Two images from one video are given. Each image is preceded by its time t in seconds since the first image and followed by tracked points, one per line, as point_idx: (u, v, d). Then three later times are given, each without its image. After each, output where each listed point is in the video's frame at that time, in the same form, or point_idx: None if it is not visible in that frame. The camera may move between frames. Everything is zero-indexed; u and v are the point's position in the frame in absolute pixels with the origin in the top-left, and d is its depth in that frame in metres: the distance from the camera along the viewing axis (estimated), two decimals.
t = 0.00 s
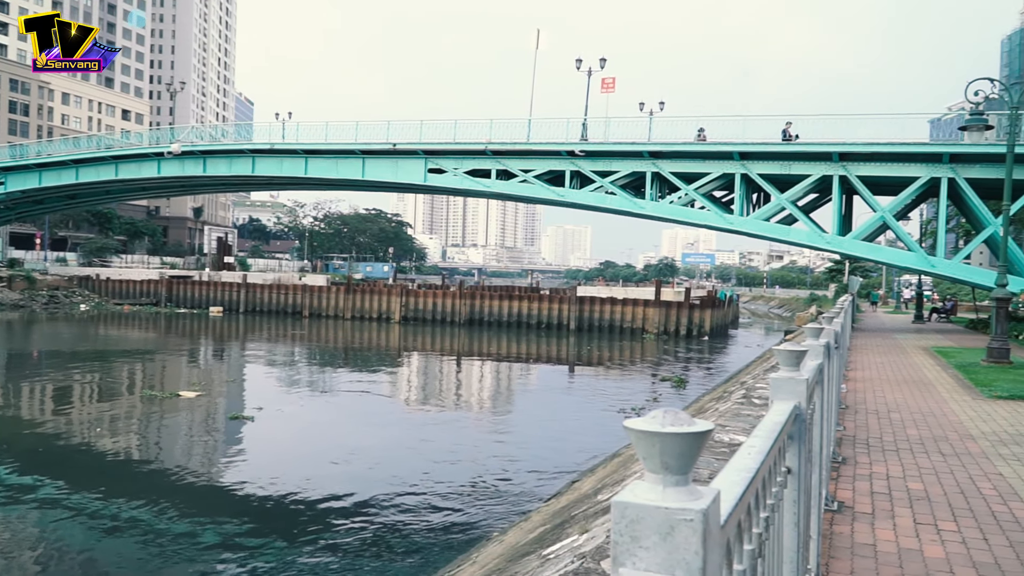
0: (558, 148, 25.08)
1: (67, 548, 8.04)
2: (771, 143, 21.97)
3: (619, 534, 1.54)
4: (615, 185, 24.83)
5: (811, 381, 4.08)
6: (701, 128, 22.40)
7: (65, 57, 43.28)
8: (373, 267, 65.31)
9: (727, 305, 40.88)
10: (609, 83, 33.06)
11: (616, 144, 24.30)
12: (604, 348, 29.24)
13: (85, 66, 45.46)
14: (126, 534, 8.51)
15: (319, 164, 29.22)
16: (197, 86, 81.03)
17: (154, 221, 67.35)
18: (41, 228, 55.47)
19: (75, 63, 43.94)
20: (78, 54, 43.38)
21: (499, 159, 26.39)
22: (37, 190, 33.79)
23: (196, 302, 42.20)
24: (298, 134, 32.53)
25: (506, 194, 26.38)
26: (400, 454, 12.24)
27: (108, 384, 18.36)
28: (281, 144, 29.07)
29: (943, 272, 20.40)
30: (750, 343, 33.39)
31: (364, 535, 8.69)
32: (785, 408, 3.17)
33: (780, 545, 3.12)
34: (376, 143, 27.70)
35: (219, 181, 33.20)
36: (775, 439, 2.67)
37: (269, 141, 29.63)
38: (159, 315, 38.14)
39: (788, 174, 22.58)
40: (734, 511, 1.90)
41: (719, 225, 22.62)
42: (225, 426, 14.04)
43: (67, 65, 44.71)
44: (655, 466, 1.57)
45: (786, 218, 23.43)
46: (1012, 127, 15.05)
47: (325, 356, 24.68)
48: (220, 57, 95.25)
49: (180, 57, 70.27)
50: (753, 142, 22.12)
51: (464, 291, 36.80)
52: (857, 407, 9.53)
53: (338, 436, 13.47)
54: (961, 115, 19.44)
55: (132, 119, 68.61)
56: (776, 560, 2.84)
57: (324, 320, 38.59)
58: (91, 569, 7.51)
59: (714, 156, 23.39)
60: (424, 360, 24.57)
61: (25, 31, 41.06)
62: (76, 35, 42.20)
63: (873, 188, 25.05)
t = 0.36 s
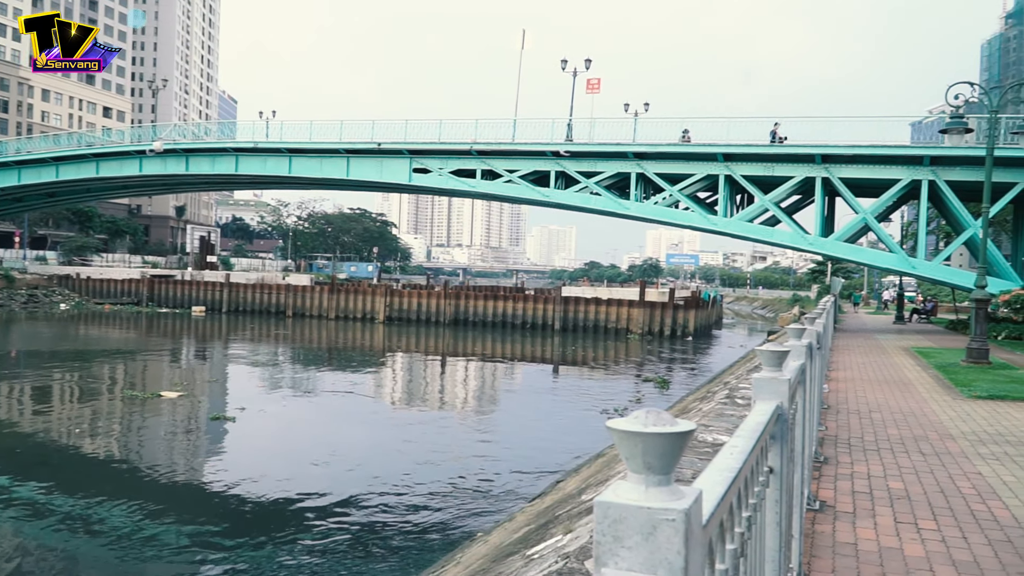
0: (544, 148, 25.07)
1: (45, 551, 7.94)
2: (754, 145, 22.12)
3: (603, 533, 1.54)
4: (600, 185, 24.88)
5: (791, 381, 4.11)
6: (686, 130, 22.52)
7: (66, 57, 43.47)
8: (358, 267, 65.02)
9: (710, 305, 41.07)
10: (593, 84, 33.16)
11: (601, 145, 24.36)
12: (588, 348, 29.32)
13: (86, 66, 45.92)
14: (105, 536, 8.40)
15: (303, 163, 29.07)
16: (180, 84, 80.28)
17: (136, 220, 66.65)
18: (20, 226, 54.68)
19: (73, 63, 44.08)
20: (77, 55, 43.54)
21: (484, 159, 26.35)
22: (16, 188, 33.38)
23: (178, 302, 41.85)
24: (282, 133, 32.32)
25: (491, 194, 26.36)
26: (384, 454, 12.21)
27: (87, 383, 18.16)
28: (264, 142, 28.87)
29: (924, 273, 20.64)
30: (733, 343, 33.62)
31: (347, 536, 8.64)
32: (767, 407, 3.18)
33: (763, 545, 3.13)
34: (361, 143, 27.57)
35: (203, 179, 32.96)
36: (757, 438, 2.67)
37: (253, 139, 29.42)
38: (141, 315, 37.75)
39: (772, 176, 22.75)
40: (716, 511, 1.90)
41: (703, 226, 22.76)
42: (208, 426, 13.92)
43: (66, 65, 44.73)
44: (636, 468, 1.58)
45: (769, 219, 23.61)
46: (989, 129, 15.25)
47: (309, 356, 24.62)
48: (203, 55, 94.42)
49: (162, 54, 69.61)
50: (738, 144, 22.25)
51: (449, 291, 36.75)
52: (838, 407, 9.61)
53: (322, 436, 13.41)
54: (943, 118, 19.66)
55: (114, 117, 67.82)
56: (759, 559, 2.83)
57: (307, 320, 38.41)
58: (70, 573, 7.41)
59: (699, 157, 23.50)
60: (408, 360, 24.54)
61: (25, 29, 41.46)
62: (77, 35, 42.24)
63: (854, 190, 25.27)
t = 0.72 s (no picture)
0: (527, 148, 25.05)
1: (21, 556, 7.81)
2: (736, 145, 22.28)
3: (585, 534, 1.53)
4: (584, 186, 24.94)
5: (772, 380, 4.13)
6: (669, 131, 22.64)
7: (65, 58, 43.35)
8: (340, 267, 64.68)
9: (693, 305, 41.33)
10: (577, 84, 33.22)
11: (584, 145, 24.41)
12: (572, 348, 29.39)
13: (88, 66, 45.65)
14: (82, 540, 8.27)
15: (285, 163, 28.87)
16: (161, 82, 79.39)
17: (115, 219, 65.87)
18: None
19: (74, 63, 43.88)
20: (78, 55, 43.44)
21: (468, 159, 26.32)
22: None
23: (158, 302, 41.44)
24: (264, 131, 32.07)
25: (475, 194, 26.31)
26: (367, 455, 12.15)
27: (65, 385, 17.91)
28: (246, 141, 28.65)
29: (903, 274, 20.88)
30: (716, 343, 33.82)
31: (330, 537, 8.59)
32: (749, 407, 3.18)
33: (743, 544, 3.14)
34: (344, 142, 27.44)
35: (184, 178, 32.68)
36: (739, 438, 2.67)
37: (234, 138, 29.19)
38: (121, 315, 37.32)
39: (754, 177, 22.91)
40: (698, 509, 1.90)
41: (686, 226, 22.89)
42: (189, 427, 13.79)
43: (66, 63, 44.77)
44: (619, 466, 1.56)
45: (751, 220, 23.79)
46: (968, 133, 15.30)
47: (290, 356, 24.47)
48: (183, 53, 93.43)
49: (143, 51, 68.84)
50: (720, 144, 22.40)
51: (432, 291, 36.66)
52: (819, 406, 9.68)
53: (304, 436, 13.32)
54: (922, 120, 19.87)
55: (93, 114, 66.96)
56: (739, 558, 2.84)
57: (290, 320, 38.16)
58: None
59: (682, 157, 23.64)
60: (391, 360, 24.45)
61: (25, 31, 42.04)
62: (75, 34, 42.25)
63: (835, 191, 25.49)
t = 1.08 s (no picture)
0: (509, 148, 25.06)
1: None
2: (718, 146, 22.41)
3: (565, 533, 1.52)
4: (566, 186, 24.98)
5: (754, 380, 4.14)
6: (651, 132, 22.74)
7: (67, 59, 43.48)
8: (322, 266, 64.33)
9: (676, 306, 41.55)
10: (560, 84, 33.26)
11: (567, 145, 24.46)
12: (554, 348, 29.42)
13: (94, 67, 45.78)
14: (58, 542, 8.16)
15: (266, 162, 28.66)
16: (141, 79, 78.52)
17: (94, 217, 65.04)
18: None
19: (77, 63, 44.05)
20: (80, 55, 43.52)
21: (450, 159, 26.28)
22: None
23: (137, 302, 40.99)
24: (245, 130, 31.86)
25: (458, 194, 26.30)
26: (349, 456, 12.08)
27: (44, 385, 17.67)
28: (227, 140, 28.41)
29: (882, 274, 21.11)
30: (698, 343, 34.01)
31: (311, 539, 8.52)
32: (730, 407, 3.18)
33: (724, 543, 3.15)
34: (326, 141, 27.28)
35: (164, 177, 32.39)
36: (720, 437, 2.68)
37: (215, 137, 28.93)
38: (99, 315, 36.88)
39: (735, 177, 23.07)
40: (678, 509, 1.89)
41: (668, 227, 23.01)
42: (169, 428, 13.65)
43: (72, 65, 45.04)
44: (599, 466, 1.55)
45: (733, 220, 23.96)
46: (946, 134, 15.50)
47: (271, 356, 24.28)
48: (164, 51, 92.51)
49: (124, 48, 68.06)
50: (702, 145, 22.53)
51: (415, 291, 36.55)
52: (799, 406, 9.76)
53: (285, 437, 13.24)
54: (901, 123, 20.11)
55: (71, 112, 66.09)
56: (719, 557, 2.84)
57: (271, 319, 37.89)
58: None
59: (664, 158, 23.76)
60: (373, 361, 24.32)
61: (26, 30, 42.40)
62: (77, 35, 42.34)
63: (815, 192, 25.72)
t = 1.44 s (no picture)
0: (491, 147, 25.02)
1: None
2: (699, 147, 22.52)
3: (545, 533, 1.51)
4: (549, 186, 24.97)
5: (734, 379, 4.15)
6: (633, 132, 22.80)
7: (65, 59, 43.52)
8: (303, 266, 63.91)
9: (658, 306, 41.71)
10: (543, 85, 33.30)
11: (550, 145, 24.47)
12: (537, 348, 29.45)
13: (87, 66, 45.59)
14: (32, 545, 8.01)
15: (247, 160, 28.39)
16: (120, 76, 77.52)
17: (71, 216, 64.10)
18: None
19: (75, 63, 44.06)
20: (78, 54, 43.43)
21: (433, 158, 26.19)
22: None
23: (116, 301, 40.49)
24: (226, 128, 31.53)
25: (440, 193, 26.24)
26: (330, 456, 11.99)
27: (20, 386, 17.40)
28: (207, 138, 28.12)
29: (861, 274, 21.31)
30: (679, 343, 34.18)
31: (290, 539, 8.45)
32: (710, 405, 3.18)
33: (704, 541, 3.14)
34: (307, 139, 27.07)
35: (143, 175, 32.08)
36: (699, 438, 2.67)
37: (195, 135, 28.63)
38: (76, 314, 36.36)
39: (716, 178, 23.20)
40: (658, 508, 1.88)
41: (650, 227, 23.11)
42: (147, 429, 13.46)
43: (62, 63, 45.08)
44: (580, 466, 1.53)
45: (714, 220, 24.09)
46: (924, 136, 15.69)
47: (252, 356, 24.04)
48: (143, 48, 91.45)
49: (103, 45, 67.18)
50: (683, 145, 22.62)
51: (396, 290, 36.40)
52: (780, 405, 9.83)
53: (265, 437, 13.13)
54: (880, 125, 20.31)
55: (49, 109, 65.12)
56: (699, 558, 2.83)
57: (252, 319, 37.58)
58: None
59: (646, 159, 23.85)
60: (354, 360, 24.17)
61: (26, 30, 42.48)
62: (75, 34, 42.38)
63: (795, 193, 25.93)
